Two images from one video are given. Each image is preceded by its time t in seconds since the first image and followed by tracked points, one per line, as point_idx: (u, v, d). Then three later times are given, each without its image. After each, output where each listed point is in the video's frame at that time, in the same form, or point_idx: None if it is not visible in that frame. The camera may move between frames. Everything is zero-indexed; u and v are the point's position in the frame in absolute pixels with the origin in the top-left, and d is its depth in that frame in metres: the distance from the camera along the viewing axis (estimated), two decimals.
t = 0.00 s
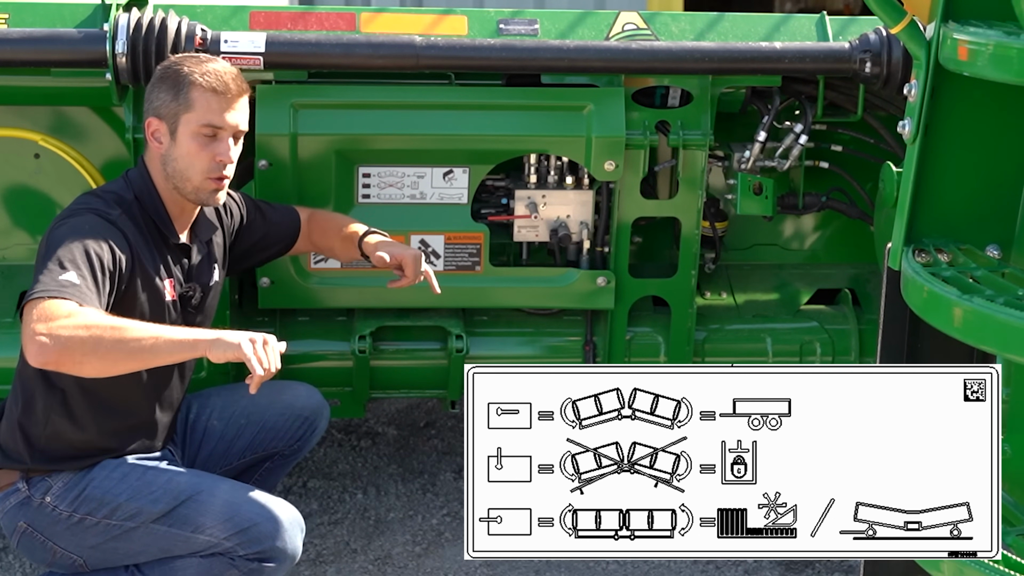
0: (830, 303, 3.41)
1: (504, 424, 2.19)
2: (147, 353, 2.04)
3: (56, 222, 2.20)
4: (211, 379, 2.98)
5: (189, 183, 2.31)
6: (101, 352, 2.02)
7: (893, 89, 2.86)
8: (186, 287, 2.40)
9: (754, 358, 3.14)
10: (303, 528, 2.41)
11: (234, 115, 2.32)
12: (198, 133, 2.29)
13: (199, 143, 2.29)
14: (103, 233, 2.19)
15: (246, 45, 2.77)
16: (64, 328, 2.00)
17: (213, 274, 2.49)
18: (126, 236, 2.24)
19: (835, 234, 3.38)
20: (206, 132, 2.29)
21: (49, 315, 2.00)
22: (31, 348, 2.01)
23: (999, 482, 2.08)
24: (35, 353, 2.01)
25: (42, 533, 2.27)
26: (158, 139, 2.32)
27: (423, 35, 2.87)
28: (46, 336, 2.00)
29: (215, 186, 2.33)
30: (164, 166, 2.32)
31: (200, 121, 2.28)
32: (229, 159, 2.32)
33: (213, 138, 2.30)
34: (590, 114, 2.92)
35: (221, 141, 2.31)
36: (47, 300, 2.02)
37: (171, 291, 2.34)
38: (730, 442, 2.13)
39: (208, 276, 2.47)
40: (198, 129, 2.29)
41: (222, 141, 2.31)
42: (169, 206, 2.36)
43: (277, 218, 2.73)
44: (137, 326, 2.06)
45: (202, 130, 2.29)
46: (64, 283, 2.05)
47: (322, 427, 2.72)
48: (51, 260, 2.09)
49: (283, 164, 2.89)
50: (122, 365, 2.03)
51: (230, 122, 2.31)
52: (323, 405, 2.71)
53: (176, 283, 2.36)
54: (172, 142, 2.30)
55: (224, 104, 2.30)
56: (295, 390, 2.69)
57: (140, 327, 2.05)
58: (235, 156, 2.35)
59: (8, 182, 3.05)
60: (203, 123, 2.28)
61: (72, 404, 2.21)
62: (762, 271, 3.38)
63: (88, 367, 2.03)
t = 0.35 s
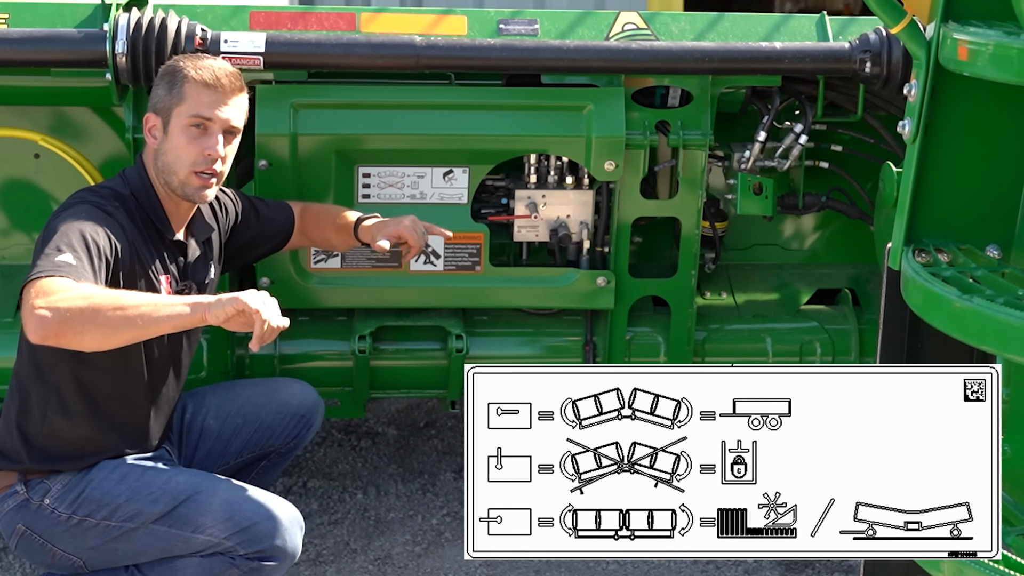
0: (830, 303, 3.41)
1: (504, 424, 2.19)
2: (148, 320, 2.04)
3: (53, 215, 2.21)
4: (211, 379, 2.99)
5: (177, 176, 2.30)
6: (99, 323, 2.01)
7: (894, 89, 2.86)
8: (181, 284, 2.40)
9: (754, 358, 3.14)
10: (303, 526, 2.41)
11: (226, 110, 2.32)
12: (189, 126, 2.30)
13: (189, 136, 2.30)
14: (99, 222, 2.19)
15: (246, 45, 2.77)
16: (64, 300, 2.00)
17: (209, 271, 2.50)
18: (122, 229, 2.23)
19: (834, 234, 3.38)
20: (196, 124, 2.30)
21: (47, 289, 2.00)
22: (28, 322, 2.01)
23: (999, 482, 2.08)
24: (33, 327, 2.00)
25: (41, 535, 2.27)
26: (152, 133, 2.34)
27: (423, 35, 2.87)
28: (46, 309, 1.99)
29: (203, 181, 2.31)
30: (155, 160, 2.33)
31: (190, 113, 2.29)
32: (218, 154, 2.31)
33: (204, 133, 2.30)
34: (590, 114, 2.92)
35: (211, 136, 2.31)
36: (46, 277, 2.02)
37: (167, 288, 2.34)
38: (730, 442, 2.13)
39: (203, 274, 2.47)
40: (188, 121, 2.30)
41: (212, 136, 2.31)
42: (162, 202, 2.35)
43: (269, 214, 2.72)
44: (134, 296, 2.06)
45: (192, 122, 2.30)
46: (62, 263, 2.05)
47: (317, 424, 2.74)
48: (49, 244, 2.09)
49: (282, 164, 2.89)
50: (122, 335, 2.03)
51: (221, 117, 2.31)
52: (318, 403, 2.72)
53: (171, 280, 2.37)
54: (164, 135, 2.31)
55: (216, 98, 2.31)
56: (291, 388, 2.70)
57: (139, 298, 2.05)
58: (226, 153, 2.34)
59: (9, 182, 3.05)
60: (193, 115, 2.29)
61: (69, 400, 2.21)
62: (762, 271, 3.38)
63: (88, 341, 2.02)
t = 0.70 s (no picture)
0: (830, 303, 3.41)
1: (504, 424, 2.19)
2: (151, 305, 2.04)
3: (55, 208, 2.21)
4: (211, 379, 2.99)
5: (178, 171, 2.30)
6: (103, 299, 2.01)
7: (893, 89, 2.86)
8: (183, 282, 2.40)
9: (754, 358, 3.14)
10: (305, 529, 2.41)
11: (225, 103, 2.32)
12: (189, 120, 2.29)
13: (189, 130, 2.29)
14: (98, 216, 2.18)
15: (246, 45, 2.76)
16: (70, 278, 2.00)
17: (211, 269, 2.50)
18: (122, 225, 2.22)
19: (834, 234, 3.38)
20: (196, 119, 2.29)
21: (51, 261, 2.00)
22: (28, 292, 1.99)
23: (999, 482, 2.08)
24: (35, 296, 1.98)
25: (43, 535, 2.27)
26: (153, 130, 2.34)
27: (423, 35, 2.87)
28: (52, 280, 1.98)
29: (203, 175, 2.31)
30: (156, 156, 2.32)
31: (190, 108, 2.29)
32: (219, 148, 2.31)
33: (204, 127, 2.30)
34: (590, 114, 2.92)
35: (211, 130, 2.31)
36: (47, 252, 2.02)
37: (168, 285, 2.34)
38: (730, 442, 2.13)
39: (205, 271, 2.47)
40: (188, 116, 2.29)
41: (212, 130, 2.31)
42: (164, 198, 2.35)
43: (266, 210, 2.71)
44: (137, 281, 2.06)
45: (192, 117, 2.29)
46: (67, 243, 2.05)
47: (319, 424, 2.73)
48: (53, 226, 2.09)
49: (282, 164, 2.88)
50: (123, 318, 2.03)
51: (220, 111, 2.31)
52: (321, 403, 2.72)
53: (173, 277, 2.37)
54: (164, 131, 2.31)
55: (215, 92, 2.31)
56: (293, 388, 2.70)
57: (144, 284, 2.06)
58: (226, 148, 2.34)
59: (8, 182, 3.05)
60: (193, 110, 2.29)
61: (71, 397, 2.21)
62: (762, 270, 3.38)
63: (87, 318, 2.02)
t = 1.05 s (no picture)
0: (829, 303, 3.41)
1: (504, 424, 2.19)
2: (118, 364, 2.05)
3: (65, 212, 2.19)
4: (211, 379, 2.98)
5: (185, 170, 2.30)
6: (72, 364, 2.03)
7: (893, 89, 2.86)
8: (192, 279, 2.39)
9: (754, 358, 3.14)
10: (308, 530, 2.43)
11: (230, 100, 2.32)
12: (194, 119, 2.29)
13: (194, 129, 2.29)
14: (107, 219, 2.19)
15: (246, 45, 2.76)
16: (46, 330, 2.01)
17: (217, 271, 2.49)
18: (131, 226, 2.23)
19: (834, 234, 3.38)
20: (201, 117, 2.29)
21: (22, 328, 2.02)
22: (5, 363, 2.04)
23: (999, 482, 2.08)
24: (10, 371, 2.03)
25: (47, 532, 2.26)
26: (157, 129, 2.34)
27: (423, 35, 2.87)
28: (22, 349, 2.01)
29: (210, 173, 2.31)
30: (162, 155, 2.33)
31: (194, 106, 2.29)
32: (224, 146, 2.31)
33: (209, 125, 2.30)
34: (589, 114, 2.92)
35: (216, 128, 2.31)
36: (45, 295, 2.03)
37: (178, 284, 2.32)
38: (730, 442, 2.13)
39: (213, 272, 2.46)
40: (193, 115, 2.29)
41: (217, 127, 2.31)
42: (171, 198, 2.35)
43: (249, 271, 2.68)
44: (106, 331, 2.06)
45: (196, 115, 2.29)
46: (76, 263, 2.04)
47: (322, 425, 2.73)
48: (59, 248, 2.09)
49: (282, 164, 2.88)
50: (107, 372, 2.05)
51: (224, 108, 2.31)
52: (324, 403, 2.72)
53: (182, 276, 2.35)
54: (168, 130, 2.31)
55: (218, 89, 2.30)
56: (296, 388, 2.70)
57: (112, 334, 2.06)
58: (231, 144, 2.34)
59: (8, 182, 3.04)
60: (197, 108, 2.29)
61: (79, 399, 2.21)
62: (762, 270, 3.38)
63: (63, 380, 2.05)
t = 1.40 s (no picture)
0: (830, 303, 3.41)
1: (504, 424, 2.19)
2: (145, 403, 2.12)
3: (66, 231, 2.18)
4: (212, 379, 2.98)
5: (200, 184, 2.30)
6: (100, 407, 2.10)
7: (893, 89, 2.86)
8: (198, 294, 2.38)
9: (754, 358, 3.14)
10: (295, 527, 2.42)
11: (247, 117, 2.32)
12: (211, 135, 2.28)
13: (211, 144, 2.29)
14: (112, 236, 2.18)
15: (246, 45, 2.76)
16: (71, 383, 2.09)
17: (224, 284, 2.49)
18: (139, 238, 2.23)
19: (834, 234, 3.38)
20: (218, 133, 2.29)
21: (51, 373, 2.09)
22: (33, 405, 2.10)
23: (999, 482, 2.08)
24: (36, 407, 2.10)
25: (36, 530, 2.27)
26: (173, 140, 2.33)
27: (422, 35, 2.87)
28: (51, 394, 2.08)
29: (225, 189, 2.32)
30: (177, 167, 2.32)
31: (212, 122, 2.28)
32: (241, 162, 2.31)
33: (225, 141, 2.30)
34: (589, 114, 2.92)
35: (233, 144, 2.30)
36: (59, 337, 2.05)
37: (185, 300, 2.32)
38: (730, 442, 2.13)
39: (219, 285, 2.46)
40: (210, 130, 2.28)
41: (234, 143, 2.31)
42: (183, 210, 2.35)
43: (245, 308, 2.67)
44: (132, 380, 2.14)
45: (214, 131, 2.28)
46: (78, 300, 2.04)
47: (321, 427, 2.72)
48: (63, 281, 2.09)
49: (282, 164, 2.88)
50: (137, 416, 2.12)
51: (242, 124, 2.31)
52: (322, 405, 2.71)
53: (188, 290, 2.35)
54: (185, 143, 2.30)
55: (237, 106, 2.30)
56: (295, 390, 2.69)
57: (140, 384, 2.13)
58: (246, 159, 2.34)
59: (8, 182, 3.04)
60: (215, 124, 2.28)
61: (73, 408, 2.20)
62: (762, 271, 3.38)
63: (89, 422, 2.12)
